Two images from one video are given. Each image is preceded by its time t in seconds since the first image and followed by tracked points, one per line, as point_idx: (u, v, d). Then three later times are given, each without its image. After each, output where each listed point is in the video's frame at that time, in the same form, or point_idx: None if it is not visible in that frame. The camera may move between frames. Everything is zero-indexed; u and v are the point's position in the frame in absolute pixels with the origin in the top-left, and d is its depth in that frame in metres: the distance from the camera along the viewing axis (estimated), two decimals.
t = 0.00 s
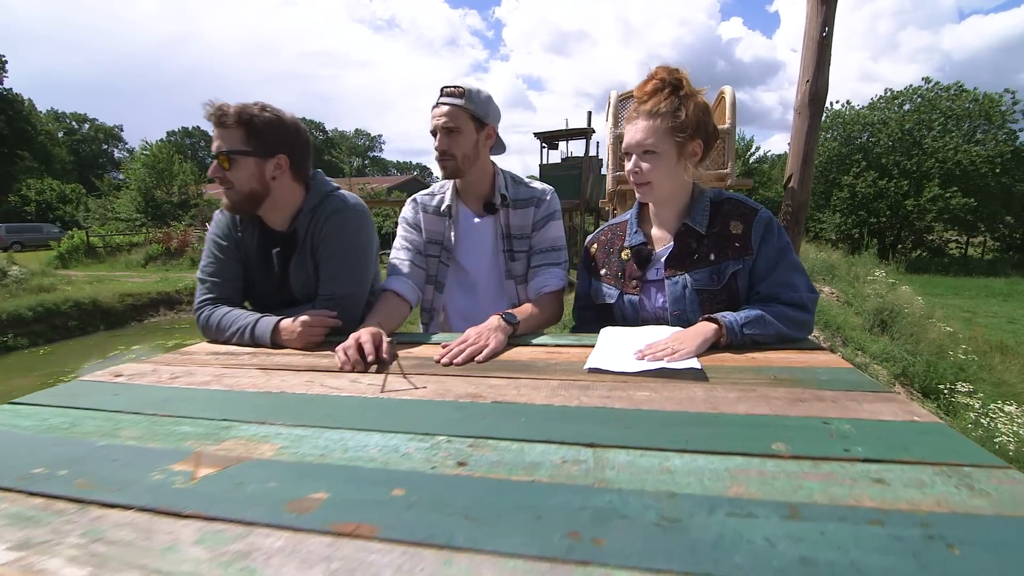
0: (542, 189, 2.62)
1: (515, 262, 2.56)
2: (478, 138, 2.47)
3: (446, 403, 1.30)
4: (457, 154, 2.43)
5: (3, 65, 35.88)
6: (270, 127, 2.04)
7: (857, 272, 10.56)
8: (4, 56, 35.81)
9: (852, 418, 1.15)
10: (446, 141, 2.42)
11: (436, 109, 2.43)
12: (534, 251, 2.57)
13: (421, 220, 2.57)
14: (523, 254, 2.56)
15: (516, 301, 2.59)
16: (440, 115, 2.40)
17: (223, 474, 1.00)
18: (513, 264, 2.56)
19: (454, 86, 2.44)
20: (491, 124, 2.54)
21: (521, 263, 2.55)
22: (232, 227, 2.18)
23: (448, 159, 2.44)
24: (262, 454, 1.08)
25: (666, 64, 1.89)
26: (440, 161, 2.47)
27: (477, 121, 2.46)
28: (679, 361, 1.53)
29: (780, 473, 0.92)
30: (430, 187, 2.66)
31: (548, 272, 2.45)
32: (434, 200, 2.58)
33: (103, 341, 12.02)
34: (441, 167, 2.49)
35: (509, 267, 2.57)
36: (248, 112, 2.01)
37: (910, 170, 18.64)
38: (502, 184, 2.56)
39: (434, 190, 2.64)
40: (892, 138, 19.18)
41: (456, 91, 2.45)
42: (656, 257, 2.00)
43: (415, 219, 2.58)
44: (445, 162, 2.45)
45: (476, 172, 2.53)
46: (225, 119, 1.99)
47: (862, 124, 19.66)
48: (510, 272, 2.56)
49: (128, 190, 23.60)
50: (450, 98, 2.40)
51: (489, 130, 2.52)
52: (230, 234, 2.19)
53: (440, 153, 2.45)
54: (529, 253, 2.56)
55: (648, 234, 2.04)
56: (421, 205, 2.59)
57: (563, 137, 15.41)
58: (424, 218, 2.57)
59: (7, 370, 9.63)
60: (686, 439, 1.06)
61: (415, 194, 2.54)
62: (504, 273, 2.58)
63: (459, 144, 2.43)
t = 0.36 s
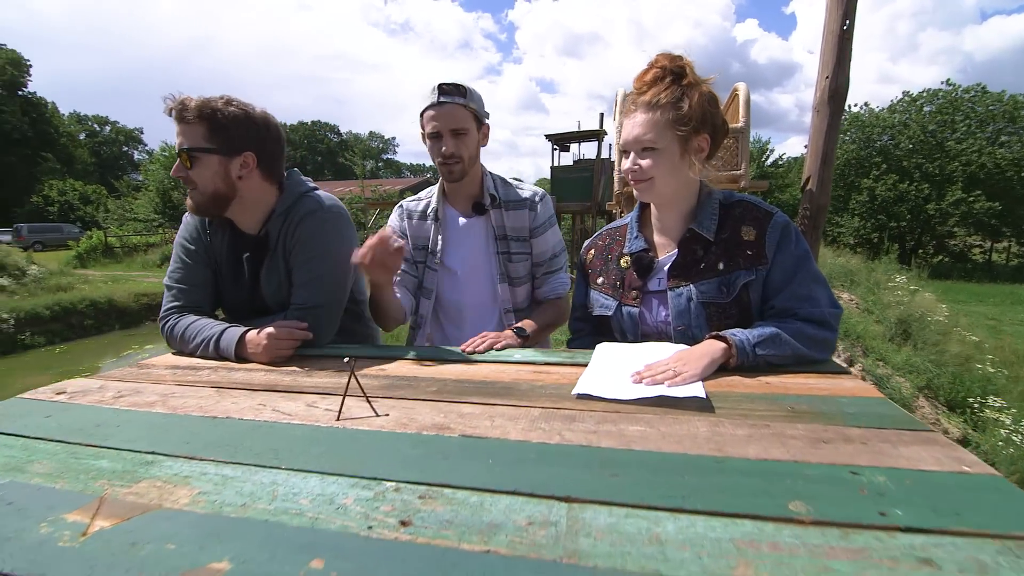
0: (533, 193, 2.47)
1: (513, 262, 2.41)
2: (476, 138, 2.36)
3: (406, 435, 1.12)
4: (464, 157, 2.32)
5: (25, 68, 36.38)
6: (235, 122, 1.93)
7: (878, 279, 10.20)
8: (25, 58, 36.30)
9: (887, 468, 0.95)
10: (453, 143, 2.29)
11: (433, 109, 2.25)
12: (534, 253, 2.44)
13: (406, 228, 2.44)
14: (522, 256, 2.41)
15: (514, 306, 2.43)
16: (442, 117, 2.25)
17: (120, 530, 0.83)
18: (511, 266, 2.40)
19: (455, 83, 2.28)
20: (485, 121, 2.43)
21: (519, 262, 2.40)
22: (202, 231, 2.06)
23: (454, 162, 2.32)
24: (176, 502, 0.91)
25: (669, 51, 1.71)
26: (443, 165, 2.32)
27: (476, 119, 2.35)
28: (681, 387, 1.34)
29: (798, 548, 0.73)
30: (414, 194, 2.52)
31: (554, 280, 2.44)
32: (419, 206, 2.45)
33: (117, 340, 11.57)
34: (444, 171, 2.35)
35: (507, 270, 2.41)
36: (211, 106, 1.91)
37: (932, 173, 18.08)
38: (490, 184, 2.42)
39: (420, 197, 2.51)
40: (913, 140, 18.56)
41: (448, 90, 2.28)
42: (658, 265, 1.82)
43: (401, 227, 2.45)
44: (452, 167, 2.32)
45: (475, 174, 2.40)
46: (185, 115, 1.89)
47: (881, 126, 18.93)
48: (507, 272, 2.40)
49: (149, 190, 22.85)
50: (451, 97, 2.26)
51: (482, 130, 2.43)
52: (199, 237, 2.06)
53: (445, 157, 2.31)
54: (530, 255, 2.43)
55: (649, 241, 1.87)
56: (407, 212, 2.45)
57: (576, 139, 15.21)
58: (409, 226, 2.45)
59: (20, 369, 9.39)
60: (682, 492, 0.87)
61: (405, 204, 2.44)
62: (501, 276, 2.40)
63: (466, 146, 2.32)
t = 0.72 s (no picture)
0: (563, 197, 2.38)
1: (540, 266, 2.32)
2: (501, 139, 2.30)
3: (423, 458, 1.04)
4: (487, 156, 2.24)
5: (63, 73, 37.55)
6: (250, 124, 1.90)
7: (914, 281, 9.82)
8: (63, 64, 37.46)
9: (961, 512, 0.86)
10: (474, 143, 2.23)
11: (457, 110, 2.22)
12: (562, 257, 2.36)
13: (431, 231, 2.39)
14: (550, 260, 2.32)
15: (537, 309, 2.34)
16: (466, 117, 2.21)
17: (117, 563, 0.77)
18: (537, 269, 2.32)
19: (477, 85, 2.24)
20: (511, 124, 2.37)
21: (546, 265, 2.31)
22: (218, 236, 2.03)
23: (477, 162, 2.24)
24: (177, 532, 0.84)
25: (703, 46, 1.62)
26: (467, 166, 2.26)
27: (500, 121, 2.29)
28: (719, 407, 1.24)
29: None
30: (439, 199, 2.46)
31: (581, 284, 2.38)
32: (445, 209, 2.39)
33: (148, 338, 11.82)
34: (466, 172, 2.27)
35: (532, 273, 2.32)
36: (225, 109, 1.87)
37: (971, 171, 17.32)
38: (520, 186, 2.35)
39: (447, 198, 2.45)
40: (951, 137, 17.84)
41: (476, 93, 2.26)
42: (692, 273, 1.71)
43: (426, 230, 2.40)
44: (476, 167, 2.25)
45: (499, 175, 2.32)
46: (199, 118, 1.85)
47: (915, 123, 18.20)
48: (533, 275, 2.32)
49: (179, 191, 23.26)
50: (474, 98, 2.22)
51: (509, 133, 2.36)
52: (217, 242, 2.03)
53: (468, 157, 2.24)
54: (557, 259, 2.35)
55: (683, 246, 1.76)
56: (433, 215, 2.40)
57: (598, 139, 15.06)
58: (434, 228, 2.39)
59: (58, 365, 9.62)
60: (730, 537, 0.79)
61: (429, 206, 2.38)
62: (525, 280, 2.31)
63: (489, 146, 2.25)
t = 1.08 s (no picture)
0: (587, 204, 2.31)
1: (558, 280, 2.26)
2: (522, 145, 2.25)
3: (446, 478, 1.00)
4: (506, 161, 2.20)
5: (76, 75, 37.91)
6: (265, 128, 1.86)
7: (930, 283, 9.66)
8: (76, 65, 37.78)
9: None
10: (491, 147, 2.18)
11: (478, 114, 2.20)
12: (580, 269, 2.30)
13: (451, 237, 2.35)
14: (568, 273, 2.26)
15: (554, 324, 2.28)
16: (487, 121, 2.18)
17: None
18: (555, 283, 2.26)
19: (499, 89, 2.21)
20: (535, 129, 2.32)
21: (565, 281, 2.25)
22: (231, 240, 2.00)
23: (494, 166, 2.20)
24: (191, 561, 0.79)
25: (733, 49, 1.59)
26: (483, 171, 2.21)
27: (523, 126, 2.24)
28: (752, 423, 1.19)
29: None
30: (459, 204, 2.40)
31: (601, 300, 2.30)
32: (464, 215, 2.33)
33: (160, 337, 11.88)
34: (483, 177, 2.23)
35: (550, 287, 2.27)
36: (240, 112, 1.82)
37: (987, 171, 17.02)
38: (540, 195, 2.27)
39: (466, 202, 2.39)
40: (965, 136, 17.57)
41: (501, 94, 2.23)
42: (718, 280, 1.66)
43: (446, 236, 2.37)
44: (492, 172, 2.20)
45: (518, 182, 2.26)
46: (212, 121, 1.81)
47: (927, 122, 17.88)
48: (550, 289, 2.26)
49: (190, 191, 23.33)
50: (496, 101, 2.19)
51: (532, 137, 2.30)
52: (230, 247, 2.00)
53: (485, 161, 2.20)
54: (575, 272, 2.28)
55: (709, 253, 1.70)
56: (453, 220, 2.35)
57: (607, 139, 14.98)
58: (453, 234, 2.35)
59: (71, 364, 9.66)
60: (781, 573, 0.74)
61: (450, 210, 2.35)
62: (542, 293, 2.26)
63: (508, 151, 2.20)
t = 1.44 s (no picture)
0: (589, 202, 2.32)
1: (554, 278, 2.26)
2: (534, 140, 2.25)
3: (450, 479, 0.99)
4: (520, 157, 2.20)
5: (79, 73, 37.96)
6: (269, 127, 1.85)
7: (932, 284, 9.64)
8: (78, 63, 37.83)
9: None
10: (508, 141, 2.18)
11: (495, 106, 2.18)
12: (576, 267, 2.28)
13: (453, 233, 2.35)
14: (565, 271, 2.26)
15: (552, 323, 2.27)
16: (505, 114, 2.17)
17: None
18: (551, 281, 2.25)
19: (516, 82, 2.19)
20: (544, 126, 2.33)
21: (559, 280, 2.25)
22: (234, 239, 2.00)
23: (511, 162, 2.19)
24: (194, 562, 0.79)
25: (731, 49, 1.58)
26: (499, 166, 2.20)
27: (535, 121, 2.25)
28: (758, 424, 1.18)
29: None
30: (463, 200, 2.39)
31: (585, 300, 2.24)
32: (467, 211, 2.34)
33: (161, 335, 11.89)
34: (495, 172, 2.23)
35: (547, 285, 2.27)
36: (244, 110, 1.82)
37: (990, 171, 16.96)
38: (544, 192, 2.28)
39: (471, 198, 2.39)
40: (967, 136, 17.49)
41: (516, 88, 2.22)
42: (724, 280, 1.65)
43: (448, 232, 2.36)
44: (509, 167, 2.20)
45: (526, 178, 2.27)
46: (216, 119, 1.81)
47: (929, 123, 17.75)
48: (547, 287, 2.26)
49: (192, 190, 23.28)
50: (511, 95, 2.18)
51: (542, 134, 2.31)
52: (233, 245, 2.00)
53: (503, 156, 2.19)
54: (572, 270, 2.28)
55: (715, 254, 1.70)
56: (456, 215, 2.35)
57: (608, 138, 14.95)
58: (455, 231, 2.34)
59: (72, 362, 9.66)
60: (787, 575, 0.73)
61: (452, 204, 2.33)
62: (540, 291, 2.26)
63: (523, 146, 2.21)
